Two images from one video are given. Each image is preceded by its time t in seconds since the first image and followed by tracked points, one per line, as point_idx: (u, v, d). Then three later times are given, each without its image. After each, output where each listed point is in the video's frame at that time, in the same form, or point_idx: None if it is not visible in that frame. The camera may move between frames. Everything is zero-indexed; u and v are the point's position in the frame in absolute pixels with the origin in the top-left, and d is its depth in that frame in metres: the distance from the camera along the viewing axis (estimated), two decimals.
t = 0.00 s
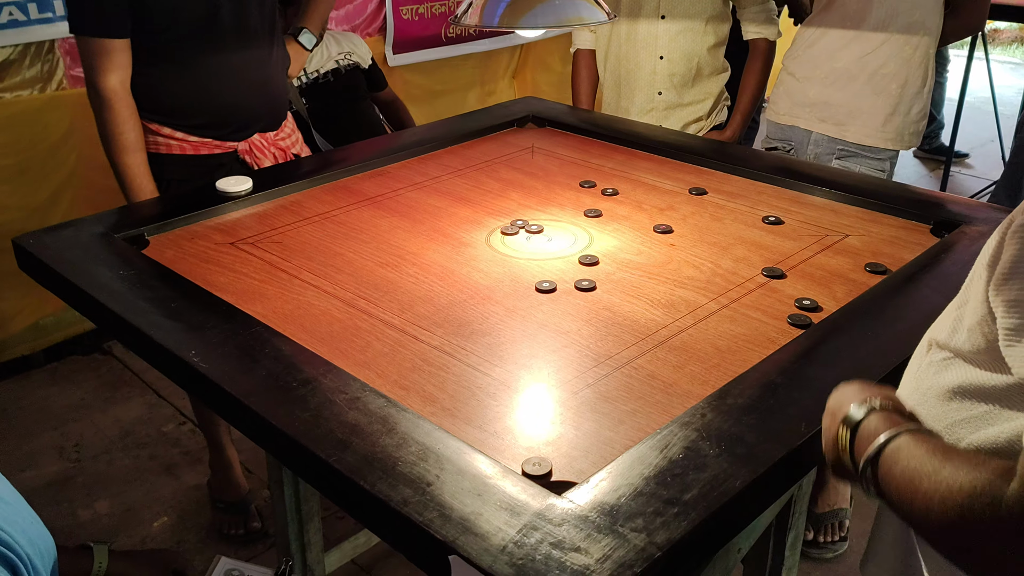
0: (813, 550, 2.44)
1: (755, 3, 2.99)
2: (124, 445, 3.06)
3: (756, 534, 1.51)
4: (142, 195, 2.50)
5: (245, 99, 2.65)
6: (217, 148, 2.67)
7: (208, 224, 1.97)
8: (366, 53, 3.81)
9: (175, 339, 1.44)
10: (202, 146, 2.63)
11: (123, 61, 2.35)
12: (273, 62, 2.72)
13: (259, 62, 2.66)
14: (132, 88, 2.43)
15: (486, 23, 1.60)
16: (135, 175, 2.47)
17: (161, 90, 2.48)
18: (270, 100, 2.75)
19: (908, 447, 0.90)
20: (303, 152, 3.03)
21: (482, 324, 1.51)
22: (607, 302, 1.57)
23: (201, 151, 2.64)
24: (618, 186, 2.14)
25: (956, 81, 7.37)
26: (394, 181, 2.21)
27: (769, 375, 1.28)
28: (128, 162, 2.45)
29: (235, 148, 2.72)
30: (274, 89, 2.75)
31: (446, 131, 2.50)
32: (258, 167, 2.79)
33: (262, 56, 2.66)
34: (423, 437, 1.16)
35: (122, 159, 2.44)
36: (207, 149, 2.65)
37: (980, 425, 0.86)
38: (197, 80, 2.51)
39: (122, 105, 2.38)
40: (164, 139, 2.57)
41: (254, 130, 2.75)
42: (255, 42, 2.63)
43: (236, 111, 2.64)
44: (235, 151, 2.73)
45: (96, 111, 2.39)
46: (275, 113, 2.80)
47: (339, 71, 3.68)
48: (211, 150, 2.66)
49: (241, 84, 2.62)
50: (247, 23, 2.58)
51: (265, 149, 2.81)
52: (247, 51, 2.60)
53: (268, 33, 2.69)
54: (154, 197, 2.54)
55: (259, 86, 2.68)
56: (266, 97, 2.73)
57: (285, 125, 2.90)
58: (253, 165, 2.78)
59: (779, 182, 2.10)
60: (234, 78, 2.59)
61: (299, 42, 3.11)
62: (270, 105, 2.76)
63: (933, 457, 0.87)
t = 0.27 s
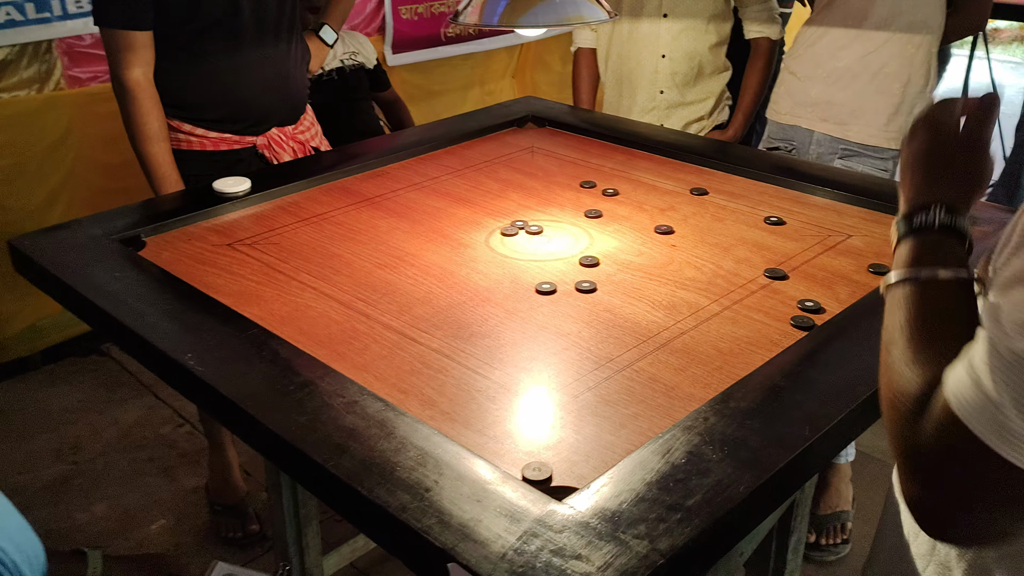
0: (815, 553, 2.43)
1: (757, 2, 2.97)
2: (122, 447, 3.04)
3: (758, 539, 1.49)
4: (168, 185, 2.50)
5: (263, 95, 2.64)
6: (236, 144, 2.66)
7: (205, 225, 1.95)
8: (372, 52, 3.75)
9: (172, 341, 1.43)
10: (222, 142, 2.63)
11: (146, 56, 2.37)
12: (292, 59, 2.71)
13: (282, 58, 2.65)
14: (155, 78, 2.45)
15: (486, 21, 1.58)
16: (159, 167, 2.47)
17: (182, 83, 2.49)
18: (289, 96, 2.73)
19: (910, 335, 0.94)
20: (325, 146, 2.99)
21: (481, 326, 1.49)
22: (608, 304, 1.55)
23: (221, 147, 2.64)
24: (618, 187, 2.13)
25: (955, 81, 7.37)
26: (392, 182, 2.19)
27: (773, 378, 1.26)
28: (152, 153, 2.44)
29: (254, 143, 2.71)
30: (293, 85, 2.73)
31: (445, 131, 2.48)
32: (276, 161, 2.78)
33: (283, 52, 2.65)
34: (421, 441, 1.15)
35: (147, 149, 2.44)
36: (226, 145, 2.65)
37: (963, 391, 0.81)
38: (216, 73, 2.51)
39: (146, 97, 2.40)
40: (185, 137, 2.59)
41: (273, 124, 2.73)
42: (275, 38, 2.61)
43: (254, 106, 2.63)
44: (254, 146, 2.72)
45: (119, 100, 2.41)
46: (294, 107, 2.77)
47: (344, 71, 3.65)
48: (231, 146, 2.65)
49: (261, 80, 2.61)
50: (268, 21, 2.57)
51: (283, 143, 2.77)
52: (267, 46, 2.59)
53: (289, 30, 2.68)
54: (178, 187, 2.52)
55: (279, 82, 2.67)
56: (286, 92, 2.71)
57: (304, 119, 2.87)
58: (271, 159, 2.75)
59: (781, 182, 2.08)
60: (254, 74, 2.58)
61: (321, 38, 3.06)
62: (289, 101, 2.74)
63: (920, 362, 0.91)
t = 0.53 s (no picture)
0: (813, 555, 2.41)
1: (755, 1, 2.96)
2: (117, 448, 3.03)
3: (756, 541, 1.48)
4: (174, 182, 2.49)
5: (269, 91, 2.61)
6: (242, 141, 2.63)
7: (199, 225, 1.93)
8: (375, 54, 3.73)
9: (163, 343, 1.41)
10: (228, 139, 2.60)
11: (154, 52, 2.34)
12: (296, 56, 2.68)
13: (285, 56, 2.63)
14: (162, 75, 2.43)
15: (481, 20, 1.56)
16: (165, 162, 2.46)
17: (186, 81, 2.47)
18: (294, 92, 2.71)
19: (893, 243, 0.89)
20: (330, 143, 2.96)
21: (476, 327, 1.47)
22: (604, 305, 1.53)
23: (227, 145, 2.61)
24: (615, 186, 2.11)
25: (954, 81, 7.36)
26: (388, 181, 2.18)
27: (770, 381, 1.24)
28: (159, 148, 2.44)
29: (260, 140, 2.67)
30: (298, 81, 2.71)
31: (441, 131, 2.47)
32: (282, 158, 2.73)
33: (286, 51, 2.63)
34: (414, 445, 1.13)
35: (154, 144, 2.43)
36: (232, 142, 2.62)
37: (897, 312, 0.79)
38: (221, 70, 2.48)
39: (153, 92, 2.37)
40: (191, 134, 2.57)
41: (279, 121, 2.70)
42: (278, 36, 2.59)
43: (260, 102, 2.61)
44: (260, 143, 2.68)
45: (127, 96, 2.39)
46: (299, 103, 2.75)
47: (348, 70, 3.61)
48: (237, 143, 2.62)
49: (266, 77, 2.58)
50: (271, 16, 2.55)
51: (289, 140, 2.74)
52: (271, 43, 2.57)
53: (294, 28, 2.66)
54: (185, 181, 2.52)
55: (284, 79, 2.64)
56: (291, 90, 2.69)
57: (311, 115, 2.84)
58: (278, 156, 2.71)
59: (779, 182, 2.07)
60: (258, 72, 2.56)
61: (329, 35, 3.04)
62: (295, 96, 2.71)
63: (884, 276, 0.90)
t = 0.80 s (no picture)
0: (805, 555, 2.39)
1: None
2: (105, 450, 3.00)
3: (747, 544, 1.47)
4: (166, 181, 2.48)
5: (261, 90, 2.59)
6: (234, 140, 2.61)
7: (182, 227, 1.91)
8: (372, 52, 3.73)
9: (144, 347, 1.38)
10: (220, 138, 2.58)
11: (146, 51, 2.31)
12: (288, 55, 2.65)
13: (276, 53, 2.60)
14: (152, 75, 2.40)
15: (467, 17, 1.54)
16: (157, 160, 2.44)
17: (177, 79, 2.44)
18: (286, 91, 2.68)
19: (882, 234, 0.93)
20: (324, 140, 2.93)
21: (461, 330, 1.45)
22: (591, 307, 1.51)
23: (219, 144, 2.59)
24: (604, 186, 2.09)
25: (948, 78, 7.36)
26: (375, 182, 2.15)
27: (758, 385, 1.23)
28: (151, 147, 2.41)
29: (252, 139, 2.65)
30: (290, 80, 2.68)
31: (429, 130, 2.45)
32: (275, 156, 2.72)
33: (277, 49, 2.60)
34: (394, 452, 1.11)
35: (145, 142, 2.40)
36: (225, 142, 2.60)
37: (868, 304, 0.83)
38: (213, 69, 2.46)
39: (145, 92, 2.35)
40: (183, 133, 2.54)
41: (271, 120, 2.68)
42: (270, 34, 2.56)
43: (252, 101, 2.58)
44: (253, 142, 2.66)
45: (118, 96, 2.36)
46: (291, 103, 2.72)
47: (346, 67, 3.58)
48: (229, 142, 2.60)
49: (258, 75, 2.56)
50: (263, 15, 2.52)
51: (281, 138, 2.72)
52: (263, 42, 2.54)
53: (287, 25, 2.63)
54: (177, 182, 2.51)
55: (276, 78, 2.62)
56: (284, 88, 2.66)
57: (304, 112, 2.81)
58: (270, 155, 2.71)
59: (769, 182, 2.05)
60: (250, 70, 2.53)
61: (321, 33, 3.01)
62: (286, 95, 2.68)
63: (866, 267, 0.94)
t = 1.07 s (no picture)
0: (784, 553, 2.40)
1: None
2: (80, 452, 2.95)
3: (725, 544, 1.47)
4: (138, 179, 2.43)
5: (234, 88, 2.55)
6: (206, 138, 2.57)
7: (155, 226, 1.88)
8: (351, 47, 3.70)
9: (112, 348, 1.35)
10: (192, 137, 2.55)
11: (117, 47, 2.28)
12: (263, 52, 2.62)
13: (250, 51, 2.57)
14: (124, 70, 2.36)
15: (443, 15, 1.52)
16: (128, 157, 2.40)
17: (149, 76, 2.40)
18: (260, 89, 2.65)
19: (865, 235, 0.92)
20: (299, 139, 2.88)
21: (438, 331, 1.44)
22: (568, 307, 1.51)
23: (191, 143, 2.56)
24: (583, 185, 2.08)
25: (927, 77, 7.42)
26: (352, 180, 2.13)
27: (736, 384, 1.22)
28: (122, 144, 2.37)
29: (224, 138, 2.61)
30: (265, 77, 2.65)
31: (408, 128, 2.43)
32: (248, 156, 2.67)
33: (251, 46, 2.57)
34: (367, 455, 1.09)
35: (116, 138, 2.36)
36: (197, 140, 2.56)
37: (855, 303, 0.83)
38: (185, 66, 2.42)
39: (116, 88, 2.31)
40: (154, 131, 2.51)
41: (244, 118, 2.64)
42: (246, 30, 2.53)
43: (225, 99, 2.55)
44: (225, 140, 2.62)
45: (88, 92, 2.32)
46: (266, 100, 2.69)
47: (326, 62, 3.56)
48: (202, 141, 2.57)
49: (231, 73, 2.52)
50: (239, 12, 2.49)
51: (255, 137, 2.67)
52: (238, 38, 2.51)
53: (262, 22, 2.59)
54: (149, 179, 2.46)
55: (250, 76, 2.58)
56: (258, 86, 2.63)
57: (278, 111, 2.76)
58: (243, 153, 2.66)
59: (748, 180, 2.05)
60: (223, 67, 2.50)
61: (297, 32, 2.97)
62: (261, 93, 2.65)
63: (850, 268, 0.93)
